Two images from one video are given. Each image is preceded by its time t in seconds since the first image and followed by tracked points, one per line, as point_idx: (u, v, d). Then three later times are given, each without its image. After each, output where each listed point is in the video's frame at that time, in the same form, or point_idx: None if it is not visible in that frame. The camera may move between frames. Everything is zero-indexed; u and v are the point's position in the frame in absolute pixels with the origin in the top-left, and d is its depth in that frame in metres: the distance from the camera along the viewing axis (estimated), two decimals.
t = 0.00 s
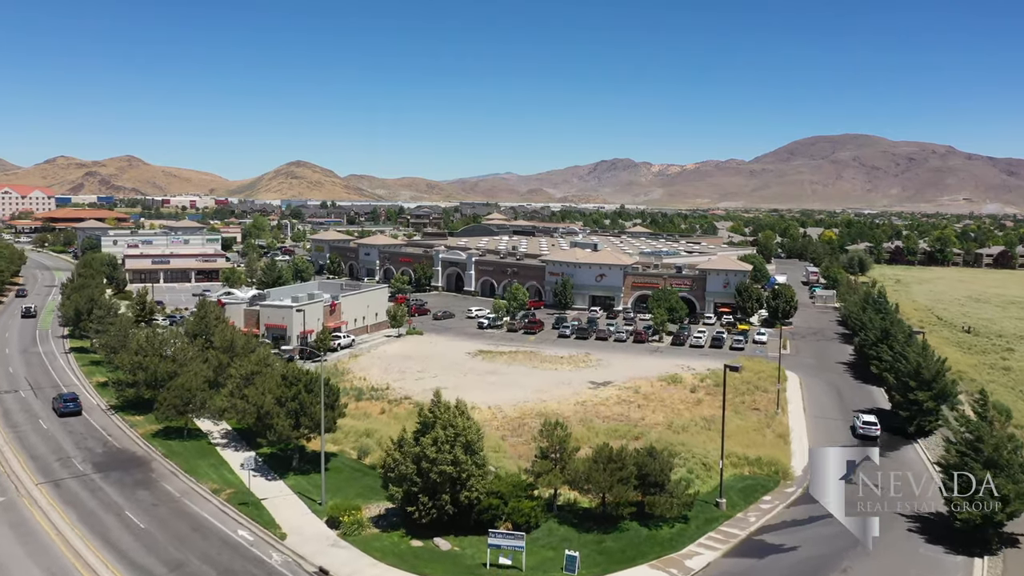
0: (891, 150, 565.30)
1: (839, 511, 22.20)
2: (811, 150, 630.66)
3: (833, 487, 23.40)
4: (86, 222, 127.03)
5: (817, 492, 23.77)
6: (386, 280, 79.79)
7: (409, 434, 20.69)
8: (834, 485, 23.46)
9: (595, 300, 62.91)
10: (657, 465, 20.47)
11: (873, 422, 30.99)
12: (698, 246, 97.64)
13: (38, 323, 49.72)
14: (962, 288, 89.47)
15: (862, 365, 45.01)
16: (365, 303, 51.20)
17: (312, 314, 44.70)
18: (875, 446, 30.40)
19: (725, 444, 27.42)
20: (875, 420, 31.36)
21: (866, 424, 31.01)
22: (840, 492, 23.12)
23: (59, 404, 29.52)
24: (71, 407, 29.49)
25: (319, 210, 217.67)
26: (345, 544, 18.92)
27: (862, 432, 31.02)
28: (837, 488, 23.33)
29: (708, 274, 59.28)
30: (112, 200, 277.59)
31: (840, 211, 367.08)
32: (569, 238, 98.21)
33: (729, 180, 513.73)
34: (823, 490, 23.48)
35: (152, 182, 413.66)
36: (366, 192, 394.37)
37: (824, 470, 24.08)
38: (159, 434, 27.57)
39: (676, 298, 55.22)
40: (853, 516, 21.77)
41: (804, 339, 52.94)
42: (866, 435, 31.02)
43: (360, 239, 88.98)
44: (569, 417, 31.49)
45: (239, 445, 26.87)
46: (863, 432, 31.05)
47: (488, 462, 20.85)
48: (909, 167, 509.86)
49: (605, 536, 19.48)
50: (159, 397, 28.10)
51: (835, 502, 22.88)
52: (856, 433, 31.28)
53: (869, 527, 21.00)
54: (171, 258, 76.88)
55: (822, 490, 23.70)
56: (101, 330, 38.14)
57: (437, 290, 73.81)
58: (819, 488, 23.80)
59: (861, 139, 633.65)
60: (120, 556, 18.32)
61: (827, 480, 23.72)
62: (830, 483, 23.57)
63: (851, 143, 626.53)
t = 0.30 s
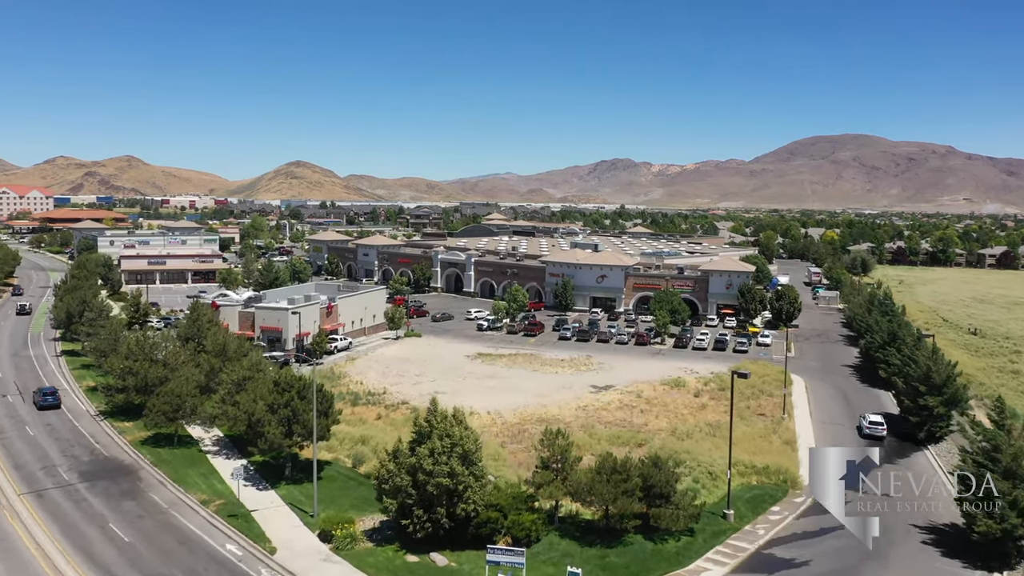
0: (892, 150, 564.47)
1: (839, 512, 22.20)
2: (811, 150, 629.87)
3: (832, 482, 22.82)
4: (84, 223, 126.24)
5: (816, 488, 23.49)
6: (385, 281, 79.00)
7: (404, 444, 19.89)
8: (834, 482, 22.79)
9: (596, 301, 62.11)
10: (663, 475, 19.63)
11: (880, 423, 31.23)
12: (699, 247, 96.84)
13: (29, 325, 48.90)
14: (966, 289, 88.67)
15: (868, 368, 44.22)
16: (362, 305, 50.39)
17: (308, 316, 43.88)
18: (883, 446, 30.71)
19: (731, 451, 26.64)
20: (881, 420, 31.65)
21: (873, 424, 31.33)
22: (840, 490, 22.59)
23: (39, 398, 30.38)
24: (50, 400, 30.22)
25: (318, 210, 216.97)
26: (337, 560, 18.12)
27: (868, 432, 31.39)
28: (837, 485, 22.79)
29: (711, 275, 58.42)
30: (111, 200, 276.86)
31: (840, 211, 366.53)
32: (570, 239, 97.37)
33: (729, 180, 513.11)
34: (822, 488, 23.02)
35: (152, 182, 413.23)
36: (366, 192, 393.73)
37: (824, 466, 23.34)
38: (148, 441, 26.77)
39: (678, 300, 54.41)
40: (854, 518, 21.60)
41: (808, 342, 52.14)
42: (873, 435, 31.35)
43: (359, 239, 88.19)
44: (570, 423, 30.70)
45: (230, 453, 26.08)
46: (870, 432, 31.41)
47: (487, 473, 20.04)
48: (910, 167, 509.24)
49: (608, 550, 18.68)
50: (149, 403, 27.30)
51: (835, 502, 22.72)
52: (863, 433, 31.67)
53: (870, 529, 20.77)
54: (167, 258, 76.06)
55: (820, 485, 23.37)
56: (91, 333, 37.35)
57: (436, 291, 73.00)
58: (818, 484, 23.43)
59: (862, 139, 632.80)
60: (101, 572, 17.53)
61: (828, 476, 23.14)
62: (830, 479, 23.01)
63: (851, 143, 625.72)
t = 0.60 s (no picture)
0: (891, 150, 563.88)
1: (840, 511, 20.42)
2: (811, 150, 629.44)
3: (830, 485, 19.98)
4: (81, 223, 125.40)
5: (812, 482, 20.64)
6: (383, 282, 78.15)
7: (399, 455, 19.11)
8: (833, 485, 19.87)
9: (597, 303, 61.29)
10: (669, 488, 18.80)
11: (887, 423, 31.29)
12: (700, 247, 95.99)
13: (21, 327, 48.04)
14: (969, 290, 87.89)
15: (874, 372, 43.38)
16: (359, 307, 49.55)
17: (303, 319, 43.02)
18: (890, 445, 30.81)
19: (738, 460, 25.84)
20: (889, 420, 31.67)
21: (880, 424, 31.39)
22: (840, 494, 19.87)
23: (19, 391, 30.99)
24: (30, 394, 30.88)
25: (318, 210, 216.38)
26: None
27: (875, 431, 31.42)
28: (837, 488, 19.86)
29: (713, 276, 57.56)
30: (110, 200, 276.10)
31: (840, 211, 366.25)
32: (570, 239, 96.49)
33: (729, 180, 512.58)
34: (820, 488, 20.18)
35: (152, 182, 412.66)
36: (366, 192, 393.06)
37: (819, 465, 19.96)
38: (136, 450, 25.90)
39: (681, 301, 53.42)
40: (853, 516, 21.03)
41: (813, 344, 51.29)
42: (879, 435, 31.39)
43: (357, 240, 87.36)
44: (572, 429, 29.89)
45: (220, 462, 25.21)
46: (876, 432, 31.47)
47: (485, 485, 19.24)
48: (910, 167, 508.75)
49: (613, 567, 17.84)
50: (137, 409, 26.42)
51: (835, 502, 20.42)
52: (870, 433, 31.70)
53: (870, 529, 20.60)
54: (163, 259, 75.16)
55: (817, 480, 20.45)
56: (82, 336, 36.53)
57: (435, 292, 72.15)
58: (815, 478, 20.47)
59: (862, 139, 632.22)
60: None
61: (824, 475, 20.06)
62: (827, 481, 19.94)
63: (851, 143, 625.38)
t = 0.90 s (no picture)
0: (892, 150, 563.04)
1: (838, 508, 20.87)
2: (811, 150, 628.72)
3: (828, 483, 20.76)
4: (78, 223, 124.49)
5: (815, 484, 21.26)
6: (381, 283, 77.28)
7: (392, 467, 18.32)
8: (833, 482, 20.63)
9: (598, 304, 60.44)
10: (676, 501, 17.89)
11: (894, 423, 30.99)
12: (701, 248, 95.09)
13: (12, 330, 47.21)
14: (973, 291, 87.09)
15: (881, 375, 42.54)
16: (356, 309, 48.69)
17: (299, 321, 42.13)
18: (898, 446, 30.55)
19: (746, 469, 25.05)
20: (897, 421, 31.34)
21: (887, 424, 31.15)
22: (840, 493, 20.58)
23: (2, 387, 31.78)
24: (13, 388, 31.58)
25: (318, 211, 215.74)
26: None
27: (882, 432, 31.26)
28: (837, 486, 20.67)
29: (716, 277, 56.72)
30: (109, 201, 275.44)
31: (840, 211, 365.73)
32: (570, 239, 95.70)
33: (729, 180, 511.82)
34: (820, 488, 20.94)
35: (151, 182, 411.85)
36: (365, 192, 392.22)
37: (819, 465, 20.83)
38: (123, 458, 25.05)
39: (683, 303, 52.49)
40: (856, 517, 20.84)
41: (817, 347, 50.48)
42: (887, 435, 31.10)
43: (355, 240, 86.52)
44: (573, 436, 29.08)
45: (210, 471, 24.37)
46: (883, 433, 31.14)
47: (483, 498, 18.41)
48: (910, 168, 507.95)
49: None
50: (124, 416, 25.57)
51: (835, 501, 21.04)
52: (878, 433, 31.50)
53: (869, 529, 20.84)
54: (158, 260, 74.29)
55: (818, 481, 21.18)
56: (71, 340, 35.68)
57: (434, 293, 71.26)
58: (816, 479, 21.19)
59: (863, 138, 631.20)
60: None
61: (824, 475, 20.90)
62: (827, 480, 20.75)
63: (851, 143, 624.57)
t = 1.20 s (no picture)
0: (892, 150, 562.23)
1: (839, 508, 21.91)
2: (811, 150, 627.89)
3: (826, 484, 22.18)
4: (75, 223, 123.60)
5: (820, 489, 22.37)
6: (379, 284, 76.40)
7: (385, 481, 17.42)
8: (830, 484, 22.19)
9: (599, 306, 59.58)
10: (683, 517, 16.98)
11: (901, 424, 31.22)
12: (703, 249, 94.19)
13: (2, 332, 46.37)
14: (978, 292, 86.19)
15: (889, 380, 41.67)
16: (354, 311, 47.82)
17: (294, 324, 41.26)
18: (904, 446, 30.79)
19: (754, 480, 24.21)
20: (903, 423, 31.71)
21: (894, 425, 31.40)
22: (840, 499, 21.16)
23: None
24: None
25: (318, 210, 215.08)
26: None
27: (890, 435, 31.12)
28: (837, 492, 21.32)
29: (719, 279, 55.90)
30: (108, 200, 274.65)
31: (840, 211, 365.40)
32: (570, 240, 94.79)
33: (729, 180, 510.97)
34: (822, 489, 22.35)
35: (151, 182, 411.00)
36: (365, 192, 391.36)
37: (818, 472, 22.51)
38: (108, 468, 24.16)
39: (686, 305, 51.60)
40: (858, 517, 21.72)
41: (822, 349, 49.63)
42: (893, 436, 31.32)
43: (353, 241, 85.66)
44: (575, 444, 28.23)
45: (198, 481, 23.48)
46: (890, 433, 31.37)
47: (481, 513, 17.54)
48: (911, 167, 507.10)
49: None
50: (109, 424, 24.69)
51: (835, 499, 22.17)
52: (884, 434, 31.75)
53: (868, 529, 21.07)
54: (154, 261, 73.42)
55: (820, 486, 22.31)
56: (59, 343, 34.80)
57: (433, 295, 70.37)
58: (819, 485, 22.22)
59: (863, 138, 630.48)
60: None
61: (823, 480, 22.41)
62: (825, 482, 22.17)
63: (851, 143, 623.83)
